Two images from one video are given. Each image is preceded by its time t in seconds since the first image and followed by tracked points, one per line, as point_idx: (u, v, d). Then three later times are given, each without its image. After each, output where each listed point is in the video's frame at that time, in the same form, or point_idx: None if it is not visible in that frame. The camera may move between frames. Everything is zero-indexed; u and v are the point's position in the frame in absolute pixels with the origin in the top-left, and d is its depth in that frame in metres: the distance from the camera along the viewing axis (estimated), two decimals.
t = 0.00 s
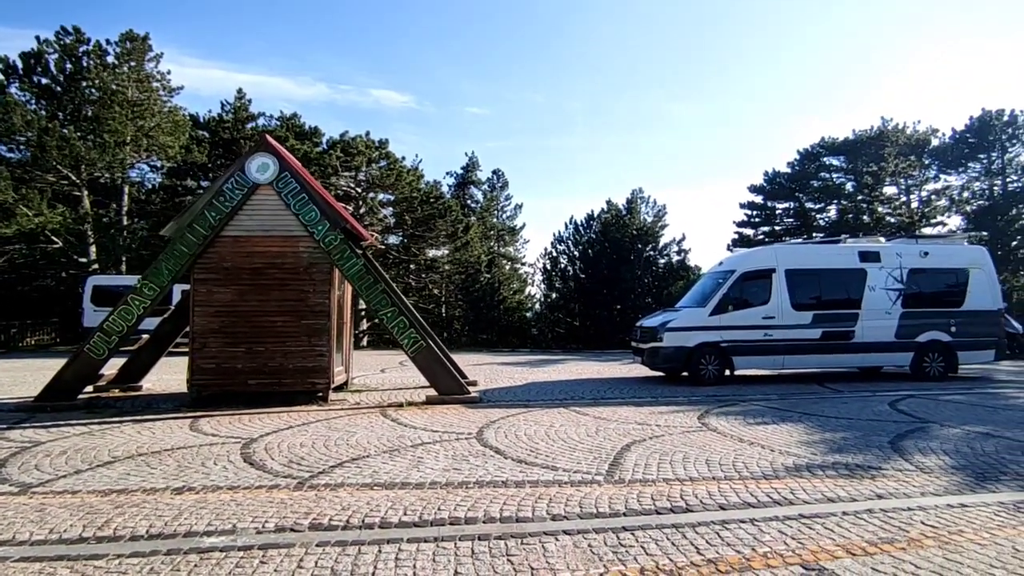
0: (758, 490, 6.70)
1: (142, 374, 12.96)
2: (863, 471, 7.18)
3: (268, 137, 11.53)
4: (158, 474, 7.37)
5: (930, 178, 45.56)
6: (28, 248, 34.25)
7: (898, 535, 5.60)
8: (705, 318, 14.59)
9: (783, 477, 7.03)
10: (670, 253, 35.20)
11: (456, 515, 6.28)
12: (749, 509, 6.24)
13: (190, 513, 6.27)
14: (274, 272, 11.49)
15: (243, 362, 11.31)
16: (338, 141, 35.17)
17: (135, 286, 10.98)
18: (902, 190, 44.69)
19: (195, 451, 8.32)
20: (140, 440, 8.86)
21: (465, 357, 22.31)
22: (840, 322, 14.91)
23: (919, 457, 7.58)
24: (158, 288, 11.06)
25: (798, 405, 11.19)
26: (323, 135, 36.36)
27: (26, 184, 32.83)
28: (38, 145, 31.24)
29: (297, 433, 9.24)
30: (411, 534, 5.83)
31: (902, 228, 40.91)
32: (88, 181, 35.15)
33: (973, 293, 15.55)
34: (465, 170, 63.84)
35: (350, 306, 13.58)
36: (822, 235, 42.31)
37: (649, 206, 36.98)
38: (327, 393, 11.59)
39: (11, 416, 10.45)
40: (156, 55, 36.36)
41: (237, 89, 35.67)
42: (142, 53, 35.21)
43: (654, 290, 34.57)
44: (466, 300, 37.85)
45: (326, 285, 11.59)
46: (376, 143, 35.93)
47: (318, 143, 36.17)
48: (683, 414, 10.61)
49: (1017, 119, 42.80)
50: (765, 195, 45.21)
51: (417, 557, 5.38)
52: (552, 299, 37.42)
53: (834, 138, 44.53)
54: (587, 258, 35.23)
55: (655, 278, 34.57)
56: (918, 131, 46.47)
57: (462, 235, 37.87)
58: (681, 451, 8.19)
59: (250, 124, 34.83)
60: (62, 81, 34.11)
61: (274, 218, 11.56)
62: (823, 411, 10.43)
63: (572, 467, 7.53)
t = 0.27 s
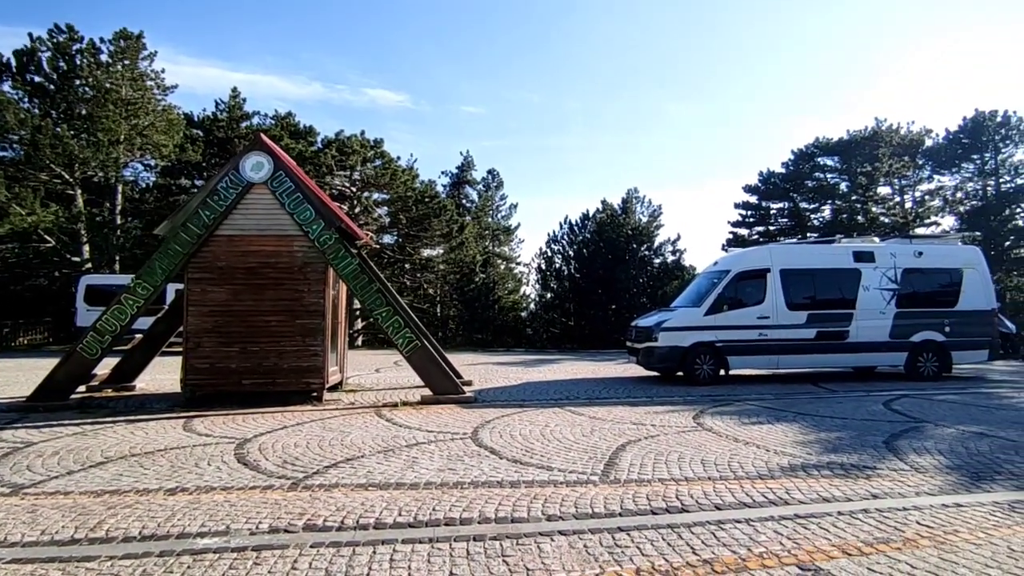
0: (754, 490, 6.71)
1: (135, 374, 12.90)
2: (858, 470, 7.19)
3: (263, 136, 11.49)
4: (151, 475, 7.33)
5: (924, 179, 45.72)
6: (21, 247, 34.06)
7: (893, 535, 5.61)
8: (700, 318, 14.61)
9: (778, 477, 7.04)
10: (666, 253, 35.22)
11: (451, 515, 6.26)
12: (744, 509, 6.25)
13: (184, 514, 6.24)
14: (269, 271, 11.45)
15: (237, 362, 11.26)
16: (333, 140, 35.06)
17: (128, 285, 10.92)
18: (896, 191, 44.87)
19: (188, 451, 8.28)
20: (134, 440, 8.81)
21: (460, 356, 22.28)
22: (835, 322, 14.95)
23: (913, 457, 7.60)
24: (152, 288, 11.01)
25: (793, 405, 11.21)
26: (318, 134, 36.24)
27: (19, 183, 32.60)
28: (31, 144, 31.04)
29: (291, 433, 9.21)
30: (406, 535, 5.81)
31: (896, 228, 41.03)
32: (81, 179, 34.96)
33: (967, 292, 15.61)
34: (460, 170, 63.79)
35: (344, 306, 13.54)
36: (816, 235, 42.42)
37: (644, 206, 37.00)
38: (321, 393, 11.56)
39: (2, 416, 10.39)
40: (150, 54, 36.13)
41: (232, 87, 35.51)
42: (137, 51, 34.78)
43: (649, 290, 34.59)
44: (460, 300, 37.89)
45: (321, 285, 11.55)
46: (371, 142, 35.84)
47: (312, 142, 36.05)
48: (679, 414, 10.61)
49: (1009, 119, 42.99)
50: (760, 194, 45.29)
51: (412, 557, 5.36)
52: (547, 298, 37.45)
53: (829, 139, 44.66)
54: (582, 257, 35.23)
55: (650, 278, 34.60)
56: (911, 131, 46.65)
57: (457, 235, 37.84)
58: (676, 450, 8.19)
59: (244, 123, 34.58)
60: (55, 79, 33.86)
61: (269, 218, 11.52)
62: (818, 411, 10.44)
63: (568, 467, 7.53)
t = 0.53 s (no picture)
0: (750, 490, 6.71)
1: (131, 373, 12.86)
2: (856, 470, 7.19)
3: (260, 134, 11.47)
4: (146, 474, 7.31)
5: (922, 178, 45.77)
6: (18, 245, 34.02)
7: (890, 535, 5.61)
8: (698, 317, 14.61)
9: (775, 477, 7.03)
10: (664, 252, 35.20)
11: (447, 515, 6.25)
12: (740, 509, 6.24)
13: (179, 514, 6.21)
14: (266, 270, 11.42)
15: (234, 361, 11.24)
16: (331, 138, 35.02)
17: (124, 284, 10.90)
18: (893, 191, 44.89)
19: (184, 451, 8.25)
20: (129, 440, 8.79)
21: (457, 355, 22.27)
22: (832, 322, 14.96)
23: (910, 457, 7.60)
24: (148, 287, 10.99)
25: (790, 404, 11.21)
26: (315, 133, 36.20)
27: (15, 181, 32.53)
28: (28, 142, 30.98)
29: (288, 432, 9.19)
30: (402, 535, 5.80)
31: (894, 227, 41.07)
32: (77, 177, 34.91)
33: (964, 293, 15.63)
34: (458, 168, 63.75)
35: (341, 305, 13.52)
36: (814, 234, 42.47)
37: (642, 205, 37.01)
38: (318, 392, 11.54)
39: None
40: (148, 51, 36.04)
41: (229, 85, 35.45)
42: (134, 49, 34.65)
43: (647, 290, 34.62)
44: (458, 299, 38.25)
45: (318, 284, 11.53)
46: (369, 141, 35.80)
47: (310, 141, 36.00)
48: (676, 414, 10.61)
49: (1006, 119, 43.10)
50: (758, 194, 45.32)
51: (407, 557, 5.34)
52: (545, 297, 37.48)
53: (826, 138, 44.72)
54: (580, 256, 35.25)
55: (648, 278, 34.62)
56: (909, 131, 46.72)
57: (455, 234, 37.88)
58: (673, 450, 8.18)
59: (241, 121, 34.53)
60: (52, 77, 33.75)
61: (266, 216, 11.50)
62: (815, 411, 10.45)
63: (565, 467, 7.52)
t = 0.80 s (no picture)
0: (746, 491, 6.71)
1: (127, 373, 12.85)
2: (851, 471, 7.19)
3: (256, 134, 11.48)
4: (142, 474, 7.30)
5: (918, 180, 45.80)
6: (14, 245, 34.05)
7: (887, 537, 5.61)
8: (695, 318, 14.61)
9: (771, 478, 7.03)
10: (661, 253, 35.20)
11: (442, 516, 6.25)
12: (736, 510, 6.24)
13: (174, 514, 6.21)
14: (262, 270, 11.43)
15: (230, 361, 11.25)
16: (327, 138, 35.06)
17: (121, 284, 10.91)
18: (890, 192, 44.86)
19: (180, 451, 8.24)
20: (125, 439, 8.79)
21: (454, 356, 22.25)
22: (830, 322, 14.97)
23: (907, 458, 7.60)
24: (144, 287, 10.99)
25: (786, 405, 11.21)
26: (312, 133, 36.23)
27: (12, 181, 32.57)
28: (24, 141, 31.01)
29: (284, 432, 9.19)
30: (398, 535, 5.80)
31: (890, 228, 41.10)
32: (74, 177, 34.95)
33: (961, 294, 15.64)
34: (455, 168, 63.72)
35: (338, 304, 13.53)
36: (810, 236, 42.51)
37: (639, 206, 37.05)
38: (315, 392, 11.55)
39: None
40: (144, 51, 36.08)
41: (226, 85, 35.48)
42: (130, 49, 34.83)
43: (643, 290, 34.66)
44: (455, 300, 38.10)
45: (315, 284, 11.54)
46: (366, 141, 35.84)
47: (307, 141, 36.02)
48: (672, 415, 10.60)
49: (1002, 121, 43.14)
50: (755, 195, 45.33)
51: (403, 557, 5.35)
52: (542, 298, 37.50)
53: (823, 140, 44.77)
54: (576, 257, 35.28)
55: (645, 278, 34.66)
56: (905, 132, 46.76)
57: (451, 234, 37.97)
58: (669, 451, 8.19)
59: (237, 121, 34.56)
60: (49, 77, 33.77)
61: (263, 216, 11.50)
62: (811, 411, 10.45)
63: (560, 467, 7.52)
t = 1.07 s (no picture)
0: (744, 492, 6.71)
1: (124, 373, 12.81)
2: (849, 473, 7.20)
3: (255, 134, 11.46)
4: (139, 475, 7.28)
5: (915, 182, 45.92)
6: (11, 245, 33.92)
7: (884, 538, 5.62)
8: (693, 319, 14.64)
9: (769, 479, 7.04)
10: (659, 254, 35.22)
11: (441, 516, 6.24)
12: (735, 511, 6.25)
13: (172, 515, 6.19)
14: (261, 270, 11.40)
15: (227, 362, 11.22)
16: (325, 138, 35.02)
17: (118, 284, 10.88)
18: (887, 194, 44.93)
19: (177, 451, 8.22)
20: (122, 440, 8.76)
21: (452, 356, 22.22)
22: (827, 324, 15.00)
23: (904, 459, 7.62)
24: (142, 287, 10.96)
25: (784, 407, 11.23)
26: (311, 133, 36.19)
27: (9, 180, 32.46)
28: (21, 141, 30.90)
29: (282, 433, 9.16)
30: (396, 536, 5.79)
31: (888, 230, 41.20)
32: (71, 176, 34.86)
33: (958, 296, 15.68)
34: (453, 169, 63.70)
35: (336, 305, 13.51)
36: (808, 237, 42.60)
37: (637, 207, 37.10)
38: (312, 393, 11.53)
39: None
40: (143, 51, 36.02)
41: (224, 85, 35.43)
42: (128, 48, 34.85)
43: (641, 292, 34.68)
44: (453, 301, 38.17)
45: (313, 284, 11.52)
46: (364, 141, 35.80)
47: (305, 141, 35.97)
48: (670, 416, 10.61)
49: (999, 123, 43.28)
50: (753, 197, 45.39)
51: (401, 558, 5.34)
52: (540, 299, 37.49)
53: (820, 142, 44.89)
54: (575, 258, 35.29)
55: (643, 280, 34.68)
56: (903, 135, 46.88)
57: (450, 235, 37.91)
58: (667, 452, 8.19)
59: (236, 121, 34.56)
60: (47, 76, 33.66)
61: (261, 216, 11.48)
62: (809, 413, 10.46)
63: (559, 468, 7.52)
